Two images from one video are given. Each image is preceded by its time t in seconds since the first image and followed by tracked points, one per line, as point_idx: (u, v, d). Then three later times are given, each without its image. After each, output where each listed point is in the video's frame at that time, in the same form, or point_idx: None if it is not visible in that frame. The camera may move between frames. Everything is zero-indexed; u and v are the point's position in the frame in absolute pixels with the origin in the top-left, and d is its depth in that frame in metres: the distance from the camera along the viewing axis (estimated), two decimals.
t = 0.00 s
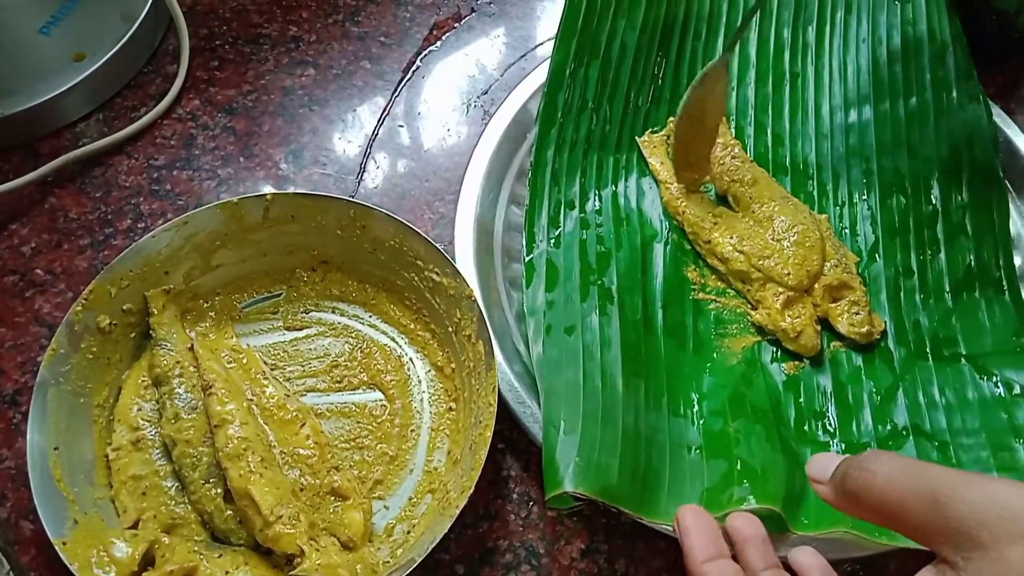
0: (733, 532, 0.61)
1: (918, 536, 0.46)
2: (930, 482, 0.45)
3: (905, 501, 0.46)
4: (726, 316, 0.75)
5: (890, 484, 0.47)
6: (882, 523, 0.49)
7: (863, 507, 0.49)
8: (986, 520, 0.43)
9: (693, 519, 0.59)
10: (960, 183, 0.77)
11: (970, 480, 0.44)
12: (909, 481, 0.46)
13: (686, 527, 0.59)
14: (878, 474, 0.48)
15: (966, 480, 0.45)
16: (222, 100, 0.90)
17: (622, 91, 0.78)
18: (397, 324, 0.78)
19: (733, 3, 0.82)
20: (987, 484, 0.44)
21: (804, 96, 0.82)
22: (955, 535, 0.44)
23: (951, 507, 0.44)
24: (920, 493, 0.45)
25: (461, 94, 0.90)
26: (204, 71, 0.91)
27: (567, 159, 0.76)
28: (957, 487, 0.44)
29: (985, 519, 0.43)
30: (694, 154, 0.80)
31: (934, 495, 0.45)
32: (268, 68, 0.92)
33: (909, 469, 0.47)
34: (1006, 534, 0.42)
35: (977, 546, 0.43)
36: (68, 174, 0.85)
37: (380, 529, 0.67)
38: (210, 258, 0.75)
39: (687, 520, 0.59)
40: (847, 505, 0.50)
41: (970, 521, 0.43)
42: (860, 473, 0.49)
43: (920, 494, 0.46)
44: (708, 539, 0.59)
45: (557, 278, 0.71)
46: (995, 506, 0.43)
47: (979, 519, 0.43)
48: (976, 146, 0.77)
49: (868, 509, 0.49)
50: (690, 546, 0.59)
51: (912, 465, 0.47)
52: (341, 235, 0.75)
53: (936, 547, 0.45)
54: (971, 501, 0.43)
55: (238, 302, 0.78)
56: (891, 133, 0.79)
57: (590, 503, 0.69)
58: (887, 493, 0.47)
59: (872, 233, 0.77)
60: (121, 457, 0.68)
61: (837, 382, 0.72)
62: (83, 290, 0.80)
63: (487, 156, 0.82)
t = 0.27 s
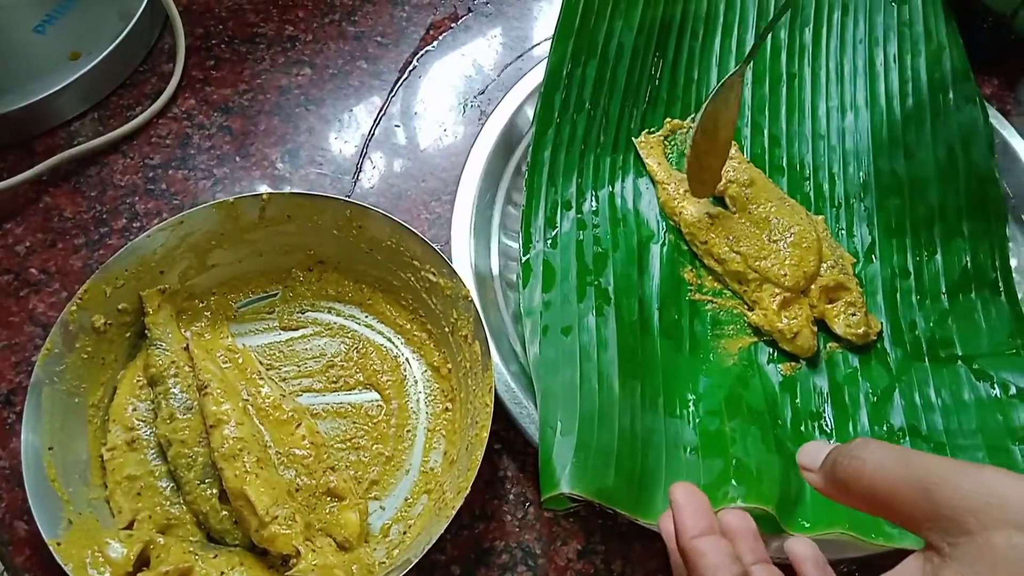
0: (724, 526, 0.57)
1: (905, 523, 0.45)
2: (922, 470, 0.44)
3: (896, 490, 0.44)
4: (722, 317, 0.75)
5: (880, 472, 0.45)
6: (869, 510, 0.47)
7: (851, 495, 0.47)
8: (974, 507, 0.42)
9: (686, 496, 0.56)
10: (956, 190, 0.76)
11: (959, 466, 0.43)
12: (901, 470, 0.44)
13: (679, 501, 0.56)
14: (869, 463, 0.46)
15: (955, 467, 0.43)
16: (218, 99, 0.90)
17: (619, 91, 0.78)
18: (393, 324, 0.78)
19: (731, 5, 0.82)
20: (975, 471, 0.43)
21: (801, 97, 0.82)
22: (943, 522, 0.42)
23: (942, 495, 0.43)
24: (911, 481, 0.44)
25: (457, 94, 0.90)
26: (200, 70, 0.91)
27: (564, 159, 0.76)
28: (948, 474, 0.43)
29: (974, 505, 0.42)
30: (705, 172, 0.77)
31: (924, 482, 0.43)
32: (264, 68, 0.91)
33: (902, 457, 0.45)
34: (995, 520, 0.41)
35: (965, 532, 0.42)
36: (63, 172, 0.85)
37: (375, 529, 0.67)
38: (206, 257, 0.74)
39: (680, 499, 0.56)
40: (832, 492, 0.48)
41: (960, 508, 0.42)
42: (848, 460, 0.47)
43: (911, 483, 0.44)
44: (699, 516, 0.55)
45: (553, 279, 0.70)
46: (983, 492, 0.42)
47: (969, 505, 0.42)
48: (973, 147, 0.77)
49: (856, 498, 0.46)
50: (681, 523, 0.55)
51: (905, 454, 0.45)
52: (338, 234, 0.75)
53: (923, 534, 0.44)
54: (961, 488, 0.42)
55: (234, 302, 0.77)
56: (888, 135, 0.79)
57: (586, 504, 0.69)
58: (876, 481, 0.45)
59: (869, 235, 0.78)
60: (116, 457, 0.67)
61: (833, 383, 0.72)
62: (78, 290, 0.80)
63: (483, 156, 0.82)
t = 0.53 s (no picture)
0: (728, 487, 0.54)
1: (905, 506, 0.42)
2: (918, 449, 0.42)
3: (894, 470, 0.42)
4: (720, 317, 0.76)
5: (879, 454, 0.43)
6: (872, 494, 0.45)
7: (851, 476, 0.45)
8: (971, 486, 0.39)
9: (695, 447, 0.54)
10: (952, 188, 0.76)
11: (958, 446, 0.41)
12: (900, 450, 0.43)
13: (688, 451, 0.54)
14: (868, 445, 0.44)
15: (954, 448, 0.41)
16: (216, 100, 0.90)
17: (617, 91, 0.78)
18: (391, 325, 0.78)
19: (728, 6, 0.83)
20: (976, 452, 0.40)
21: (798, 97, 0.82)
22: (939, 500, 0.40)
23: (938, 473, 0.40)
24: (907, 461, 0.42)
25: (455, 95, 0.90)
26: (198, 70, 0.91)
27: (562, 159, 0.76)
28: (946, 454, 0.41)
29: (971, 485, 0.39)
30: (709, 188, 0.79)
31: (921, 462, 0.41)
32: (262, 68, 0.92)
33: (899, 436, 0.43)
34: (991, 499, 0.38)
35: (960, 512, 0.39)
36: (61, 173, 0.85)
37: (374, 529, 0.67)
38: (204, 257, 0.75)
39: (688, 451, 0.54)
40: (836, 476, 0.46)
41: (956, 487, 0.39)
42: (848, 441, 0.45)
43: (908, 462, 0.42)
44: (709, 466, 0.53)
45: (550, 279, 0.71)
46: (981, 472, 0.39)
47: (964, 484, 0.39)
48: (969, 148, 0.77)
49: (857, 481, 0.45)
50: (692, 472, 0.53)
51: (903, 434, 0.43)
52: (335, 235, 0.75)
53: (921, 516, 0.41)
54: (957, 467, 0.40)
55: (232, 302, 0.77)
56: (884, 135, 0.80)
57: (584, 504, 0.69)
58: (875, 463, 0.43)
59: (866, 235, 0.78)
60: (114, 457, 0.67)
61: (831, 383, 0.72)
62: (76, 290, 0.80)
63: (481, 157, 0.82)
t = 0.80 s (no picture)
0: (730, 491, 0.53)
1: (899, 515, 0.43)
2: (913, 460, 0.42)
3: (888, 480, 0.43)
4: (718, 318, 0.76)
5: (874, 464, 0.43)
6: (866, 503, 0.45)
7: (845, 484, 0.45)
8: (964, 497, 0.40)
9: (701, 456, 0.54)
10: (948, 190, 0.77)
11: (952, 457, 0.41)
12: (895, 460, 0.43)
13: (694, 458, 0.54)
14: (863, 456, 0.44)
15: (948, 459, 0.41)
16: (217, 103, 0.90)
17: (615, 94, 0.79)
18: (391, 327, 0.78)
19: (726, 9, 0.83)
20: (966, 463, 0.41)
21: (795, 100, 0.82)
22: (932, 511, 0.40)
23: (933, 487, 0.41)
24: (902, 471, 0.42)
25: (454, 98, 0.91)
26: (199, 74, 0.91)
27: (560, 162, 0.76)
28: (941, 466, 0.41)
29: (964, 496, 0.40)
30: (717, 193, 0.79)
31: (916, 472, 0.42)
32: (262, 72, 0.92)
33: (895, 447, 0.43)
34: (984, 511, 0.39)
35: (954, 523, 0.39)
36: (63, 176, 0.85)
37: (374, 530, 0.68)
38: (204, 260, 0.75)
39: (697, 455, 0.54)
40: (830, 485, 0.47)
41: (949, 498, 0.40)
42: (844, 451, 0.45)
43: (903, 474, 0.42)
44: (717, 472, 0.53)
45: (549, 281, 0.71)
46: (974, 484, 0.39)
47: (959, 495, 0.40)
48: (965, 151, 0.78)
49: (852, 490, 0.45)
50: (698, 476, 0.53)
51: (899, 445, 0.43)
52: (335, 237, 0.75)
53: (913, 525, 0.42)
54: (950, 479, 0.40)
55: (233, 304, 0.78)
56: (881, 138, 0.80)
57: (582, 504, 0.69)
58: (868, 472, 0.43)
59: (863, 237, 0.78)
60: (115, 458, 0.68)
61: (828, 384, 0.72)
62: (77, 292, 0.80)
63: (480, 160, 0.82)
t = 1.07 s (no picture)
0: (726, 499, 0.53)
1: (896, 522, 0.43)
2: (909, 467, 0.42)
3: (884, 489, 0.43)
4: (718, 313, 0.76)
5: (871, 472, 0.43)
6: (864, 510, 0.45)
7: (843, 491, 0.45)
8: (961, 505, 0.40)
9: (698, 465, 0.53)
10: (948, 185, 0.77)
11: (950, 466, 0.41)
12: (891, 468, 0.43)
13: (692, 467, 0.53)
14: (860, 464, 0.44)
15: (945, 466, 0.41)
16: (218, 101, 0.90)
17: (615, 91, 0.79)
18: (392, 322, 0.78)
19: (726, 6, 0.83)
20: (963, 471, 0.41)
21: (795, 97, 0.83)
22: (929, 519, 0.41)
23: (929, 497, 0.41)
24: (897, 479, 0.42)
25: (455, 96, 0.91)
26: (200, 72, 0.91)
27: (561, 158, 0.77)
28: (937, 474, 0.41)
29: (961, 505, 0.40)
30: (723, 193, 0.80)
31: (911, 481, 0.42)
32: (264, 70, 0.92)
33: (891, 454, 0.43)
34: (980, 518, 0.39)
35: (950, 531, 0.40)
36: (65, 173, 0.85)
37: (375, 524, 0.68)
38: (207, 256, 0.75)
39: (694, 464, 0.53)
40: (829, 492, 0.47)
41: (945, 505, 0.40)
42: (841, 459, 0.45)
43: (899, 482, 0.42)
44: (715, 479, 0.52)
45: (550, 276, 0.71)
46: (970, 492, 0.40)
47: (955, 504, 0.40)
48: (964, 147, 0.78)
49: (850, 498, 0.45)
50: (695, 485, 0.52)
51: (895, 452, 0.43)
52: (336, 233, 0.75)
53: (912, 531, 0.42)
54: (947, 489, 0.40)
55: (234, 301, 0.78)
56: (881, 134, 0.80)
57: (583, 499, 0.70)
58: (866, 481, 0.43)
59: (863, 233, 0.78)
60: (117, 453, 0.68)
61: (828, 379, 0.73)
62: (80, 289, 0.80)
63: (481, 156, 0.82)
